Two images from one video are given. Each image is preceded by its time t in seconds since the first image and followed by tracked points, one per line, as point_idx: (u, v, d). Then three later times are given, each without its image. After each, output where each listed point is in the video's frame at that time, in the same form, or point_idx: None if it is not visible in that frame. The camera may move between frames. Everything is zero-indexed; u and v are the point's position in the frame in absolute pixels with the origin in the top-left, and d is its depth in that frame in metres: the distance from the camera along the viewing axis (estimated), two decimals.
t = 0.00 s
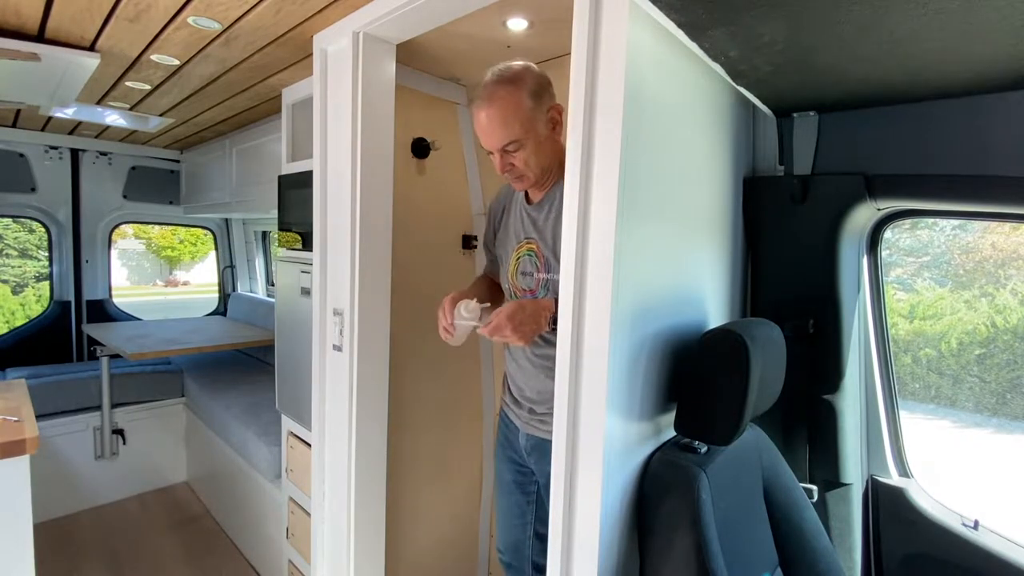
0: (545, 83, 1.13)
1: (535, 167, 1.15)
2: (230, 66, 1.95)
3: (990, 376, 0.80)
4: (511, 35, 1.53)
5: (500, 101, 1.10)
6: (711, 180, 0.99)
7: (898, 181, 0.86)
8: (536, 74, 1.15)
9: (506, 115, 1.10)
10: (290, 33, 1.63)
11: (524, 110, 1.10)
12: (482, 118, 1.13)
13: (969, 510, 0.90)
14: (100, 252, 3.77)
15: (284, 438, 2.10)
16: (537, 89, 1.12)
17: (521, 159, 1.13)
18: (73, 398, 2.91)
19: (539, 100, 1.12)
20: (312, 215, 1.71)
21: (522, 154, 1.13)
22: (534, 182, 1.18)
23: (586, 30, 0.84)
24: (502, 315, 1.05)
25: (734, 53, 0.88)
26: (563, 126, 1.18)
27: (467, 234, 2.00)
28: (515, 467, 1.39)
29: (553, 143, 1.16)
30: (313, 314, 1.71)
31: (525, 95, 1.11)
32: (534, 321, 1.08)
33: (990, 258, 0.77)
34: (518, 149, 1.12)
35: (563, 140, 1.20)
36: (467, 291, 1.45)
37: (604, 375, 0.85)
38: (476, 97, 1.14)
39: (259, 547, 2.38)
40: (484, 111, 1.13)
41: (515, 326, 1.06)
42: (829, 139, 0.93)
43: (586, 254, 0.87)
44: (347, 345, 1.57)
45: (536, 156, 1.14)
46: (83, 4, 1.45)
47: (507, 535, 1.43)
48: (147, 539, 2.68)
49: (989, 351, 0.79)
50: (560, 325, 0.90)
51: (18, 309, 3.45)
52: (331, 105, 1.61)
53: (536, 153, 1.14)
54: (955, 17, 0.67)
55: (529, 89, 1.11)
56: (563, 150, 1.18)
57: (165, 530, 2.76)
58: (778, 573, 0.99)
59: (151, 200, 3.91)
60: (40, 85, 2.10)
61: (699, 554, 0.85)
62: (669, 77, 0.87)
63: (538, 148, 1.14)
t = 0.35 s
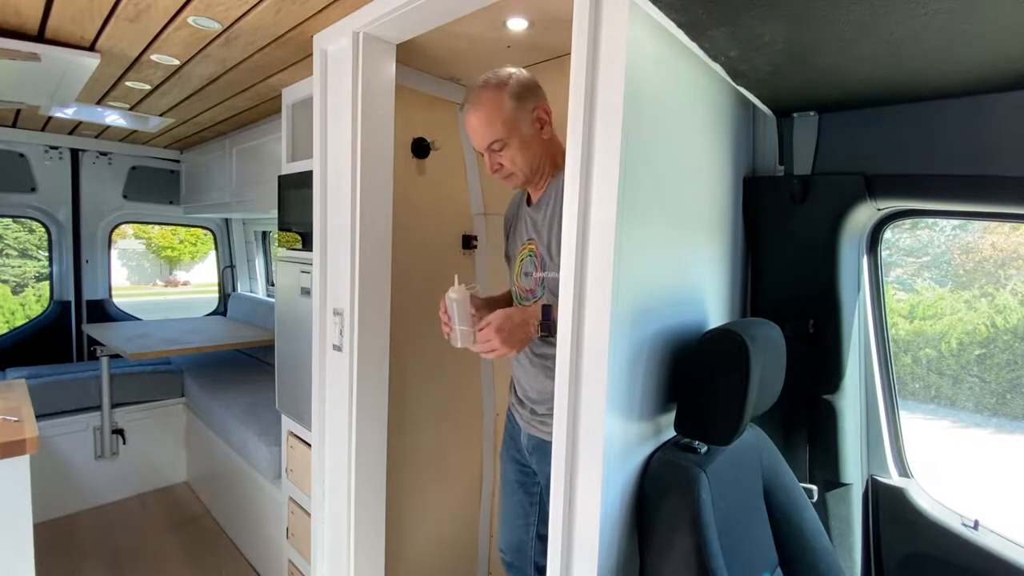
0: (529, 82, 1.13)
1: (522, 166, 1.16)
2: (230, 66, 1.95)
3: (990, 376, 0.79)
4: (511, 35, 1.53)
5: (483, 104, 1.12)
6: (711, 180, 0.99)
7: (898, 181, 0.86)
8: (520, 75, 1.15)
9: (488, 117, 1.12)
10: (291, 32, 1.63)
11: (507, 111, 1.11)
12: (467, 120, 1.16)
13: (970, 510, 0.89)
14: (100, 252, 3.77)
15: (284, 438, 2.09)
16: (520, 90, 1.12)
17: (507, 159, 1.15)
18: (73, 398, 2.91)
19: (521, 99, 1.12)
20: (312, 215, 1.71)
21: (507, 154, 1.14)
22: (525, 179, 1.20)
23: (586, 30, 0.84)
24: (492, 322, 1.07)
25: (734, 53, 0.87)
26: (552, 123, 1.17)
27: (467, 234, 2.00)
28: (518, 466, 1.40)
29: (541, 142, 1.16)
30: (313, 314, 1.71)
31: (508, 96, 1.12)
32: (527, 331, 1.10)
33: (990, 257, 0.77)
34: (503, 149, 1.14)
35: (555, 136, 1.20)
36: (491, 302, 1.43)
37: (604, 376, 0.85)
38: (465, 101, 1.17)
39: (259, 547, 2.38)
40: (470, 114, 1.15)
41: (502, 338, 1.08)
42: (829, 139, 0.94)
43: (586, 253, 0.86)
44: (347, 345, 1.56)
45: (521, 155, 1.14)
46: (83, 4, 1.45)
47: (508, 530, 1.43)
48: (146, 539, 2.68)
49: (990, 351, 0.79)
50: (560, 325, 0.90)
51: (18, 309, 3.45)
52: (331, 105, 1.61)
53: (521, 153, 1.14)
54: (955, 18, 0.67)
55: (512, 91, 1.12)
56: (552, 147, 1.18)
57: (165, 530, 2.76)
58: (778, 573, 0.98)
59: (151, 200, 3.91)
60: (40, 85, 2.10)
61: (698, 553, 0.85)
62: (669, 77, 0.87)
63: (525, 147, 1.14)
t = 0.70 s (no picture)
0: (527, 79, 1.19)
1: (509, 154, 1.26)
2: (230, 66, 1.95)
3: (990, 376, 0.80)
4: (511, 35, 1.53)
5: (484, 94, 1.26)
6: (711, 180, 0.98)
7: (901, 181, 0.86)
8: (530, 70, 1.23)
9: (485, 107, 1.25)
10: (291, 32, 1.63)
11: (498, 103, 1.22)
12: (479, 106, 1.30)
13: (969, 510, 0.90)
14: (100, 252, 3.77)
15: (284, 439, 2.09)
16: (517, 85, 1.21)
17: (497, 146, 1.27)
18: (74, 398, 2.91)
19: (515, 93, 1.21)
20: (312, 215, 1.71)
21: (496, 142, 1.26)
22: (516, 167, 1.29)
23: (586, 31, 0.84)
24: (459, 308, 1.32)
25: (734, 53, 0.87)
26: (545, 119, 1.22)
27: (466, 234, 2.00)
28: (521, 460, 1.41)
29: (529, 135, 1.23)
30: (313, 315, 1.71)
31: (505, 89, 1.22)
32: (484, 329, 1.29)
33: (990, 258, 0.78)
34: (493, 137, 1.26)
35: (551, 133, 1.24)
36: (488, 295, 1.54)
37: (605, 376, 0.85)
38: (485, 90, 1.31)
39: (259, 547, 2.38)
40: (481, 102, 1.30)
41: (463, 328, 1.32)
42: (829, 140, 0.93)
43: (586, 253, 0.87)
44: (347, 345, 1.56)
45: (506, 145, 1.25)
46: (83, 4, 1.45)
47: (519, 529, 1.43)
48: (146, 539, 2.68)
49: (990, 351, 0.79)
50: (560, 326, 0.91)
51: (18, 309, 3.45)
52: (331, 105, 1.61)
53: (507, 142, 1.24)
54: (956, 18, 0.67)
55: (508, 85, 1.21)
56: (540, 141, 1.24)
57: (165, 530, 2.76)
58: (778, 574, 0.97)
59: (151, 200, 3.91)
60: (40, 85, 2.10)
61: (698, 553, 0.85)
62: (669, 77, 0.87)
63: (510, 138, 1.24)
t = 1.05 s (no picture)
0: (520, 73, 1.18)
1: (501, 148, 1.28)
2: (230, 66, 1.95)
3: (990, 376, 0.80)
4: (511, 35, 1.53)
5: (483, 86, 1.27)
6: (711, 181, 0.98)
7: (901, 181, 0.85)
8: (528, 62, 1.20)
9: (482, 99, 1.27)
10: (291, 32, 1.63)
11: (491, 96, 1.23)
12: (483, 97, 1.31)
13: (969, 509, 0.89)
14: (100, 252, 3.77)
15: (284, 438, 2.09)
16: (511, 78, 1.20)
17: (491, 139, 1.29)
18: (74, 398, 2.91)
19: (508, 87, 1.20)
20: (312, 215, 1.71)
21: (490, 135, 1.28)
22: (508, 161, 1.30)
23: (586, 31, 0.85)
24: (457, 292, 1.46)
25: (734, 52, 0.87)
26: (535, 115, 1.21)
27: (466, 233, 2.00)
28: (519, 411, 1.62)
29: (518, 131, 1.23)
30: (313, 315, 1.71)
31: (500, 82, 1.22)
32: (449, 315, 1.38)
33: (990, 258, 0.77)
34: (487, 130, 1.28)
35: (542, 130, 1.23)
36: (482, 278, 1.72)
37: (605, 376, 0.85)
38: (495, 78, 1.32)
39: (259, 547, 2.37)
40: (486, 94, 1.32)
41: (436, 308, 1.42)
42: (828, 141, 0.90)
43: (586, 254, 0.87)
44: (347, 345, 1.56)
45: (498, 138, 1.26)
46: (83, 4, 1.45)
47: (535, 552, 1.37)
48: (146, 538, 2.68)
49: (990, 351, 0.79)
50: (559, 327, 0.91)
51: (18, 309, 3.45)
52: (331, 105, 1.61)
53: (499, 136, 1.26)
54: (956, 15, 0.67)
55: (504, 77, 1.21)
56: (529, 138, 1.23)
57: (165, 530, 2.76)
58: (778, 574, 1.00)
59: (151, 200, 3.90)
60: (40, 85, 2.10)
61: (699, 553, 0.85)
62: (669, 77, 0.88)
63: (501, 133, 1.25)
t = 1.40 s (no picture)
0: (522, 65, 1.16)
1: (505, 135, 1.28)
2: (230, 66, 1.95)
3: (990, 376, 0.79)
4: (511, 35, 1.53)
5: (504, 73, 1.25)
6: (708, 180, 0.99)
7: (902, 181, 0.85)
8: (537, 54, 1.16)
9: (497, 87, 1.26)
10: (291, 32, 1.63)
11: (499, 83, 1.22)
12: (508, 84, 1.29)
13: (969, 509, 0.89)
14: (100, 252, 3.77)
15: (284, 439, 2.09)
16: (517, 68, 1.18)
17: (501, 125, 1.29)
18: (74, 398, 2.91)
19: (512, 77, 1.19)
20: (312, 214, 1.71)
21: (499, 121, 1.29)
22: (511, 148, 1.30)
23: (586, 30, 0.85)
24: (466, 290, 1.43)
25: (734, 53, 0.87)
26: (532, 111, 1.19)
27: (466, 233, 2.00)
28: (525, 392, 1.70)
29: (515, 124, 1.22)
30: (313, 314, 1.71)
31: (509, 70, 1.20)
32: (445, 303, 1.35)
33: (990, 258, 0.77)
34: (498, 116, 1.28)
35: (539, 127, 1.20)
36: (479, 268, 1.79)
37: (605, 375, 0.86)
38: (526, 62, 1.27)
39: (260, 547, 2.38)
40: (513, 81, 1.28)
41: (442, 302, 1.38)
42: (829, 141, 0.90)
43: (586, 252, 0.87)
44: (347, 345, 1.56)
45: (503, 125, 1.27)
46: (83, 4, 1.45)
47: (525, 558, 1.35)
48: (146, 539, 2.68)
49: (990, 351, 0.79)
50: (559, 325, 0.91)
51: (18, 309, 3.45)
52: (331, 105, 1.61)
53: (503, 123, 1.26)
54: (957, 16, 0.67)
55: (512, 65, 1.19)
56: (525, 132, 1.22)
57: (165, 530, 2.76)
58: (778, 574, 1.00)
59: (151, 200, 3.90)
60: (40, 85, 2.09)
61: (699, 553, 0.85)
62: (668, 77, 0.88)
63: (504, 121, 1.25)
